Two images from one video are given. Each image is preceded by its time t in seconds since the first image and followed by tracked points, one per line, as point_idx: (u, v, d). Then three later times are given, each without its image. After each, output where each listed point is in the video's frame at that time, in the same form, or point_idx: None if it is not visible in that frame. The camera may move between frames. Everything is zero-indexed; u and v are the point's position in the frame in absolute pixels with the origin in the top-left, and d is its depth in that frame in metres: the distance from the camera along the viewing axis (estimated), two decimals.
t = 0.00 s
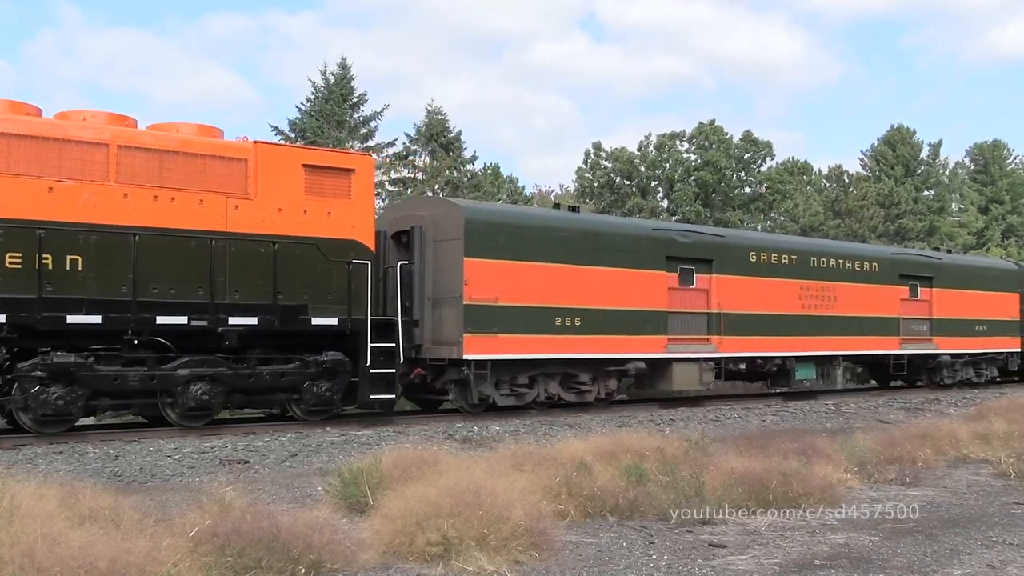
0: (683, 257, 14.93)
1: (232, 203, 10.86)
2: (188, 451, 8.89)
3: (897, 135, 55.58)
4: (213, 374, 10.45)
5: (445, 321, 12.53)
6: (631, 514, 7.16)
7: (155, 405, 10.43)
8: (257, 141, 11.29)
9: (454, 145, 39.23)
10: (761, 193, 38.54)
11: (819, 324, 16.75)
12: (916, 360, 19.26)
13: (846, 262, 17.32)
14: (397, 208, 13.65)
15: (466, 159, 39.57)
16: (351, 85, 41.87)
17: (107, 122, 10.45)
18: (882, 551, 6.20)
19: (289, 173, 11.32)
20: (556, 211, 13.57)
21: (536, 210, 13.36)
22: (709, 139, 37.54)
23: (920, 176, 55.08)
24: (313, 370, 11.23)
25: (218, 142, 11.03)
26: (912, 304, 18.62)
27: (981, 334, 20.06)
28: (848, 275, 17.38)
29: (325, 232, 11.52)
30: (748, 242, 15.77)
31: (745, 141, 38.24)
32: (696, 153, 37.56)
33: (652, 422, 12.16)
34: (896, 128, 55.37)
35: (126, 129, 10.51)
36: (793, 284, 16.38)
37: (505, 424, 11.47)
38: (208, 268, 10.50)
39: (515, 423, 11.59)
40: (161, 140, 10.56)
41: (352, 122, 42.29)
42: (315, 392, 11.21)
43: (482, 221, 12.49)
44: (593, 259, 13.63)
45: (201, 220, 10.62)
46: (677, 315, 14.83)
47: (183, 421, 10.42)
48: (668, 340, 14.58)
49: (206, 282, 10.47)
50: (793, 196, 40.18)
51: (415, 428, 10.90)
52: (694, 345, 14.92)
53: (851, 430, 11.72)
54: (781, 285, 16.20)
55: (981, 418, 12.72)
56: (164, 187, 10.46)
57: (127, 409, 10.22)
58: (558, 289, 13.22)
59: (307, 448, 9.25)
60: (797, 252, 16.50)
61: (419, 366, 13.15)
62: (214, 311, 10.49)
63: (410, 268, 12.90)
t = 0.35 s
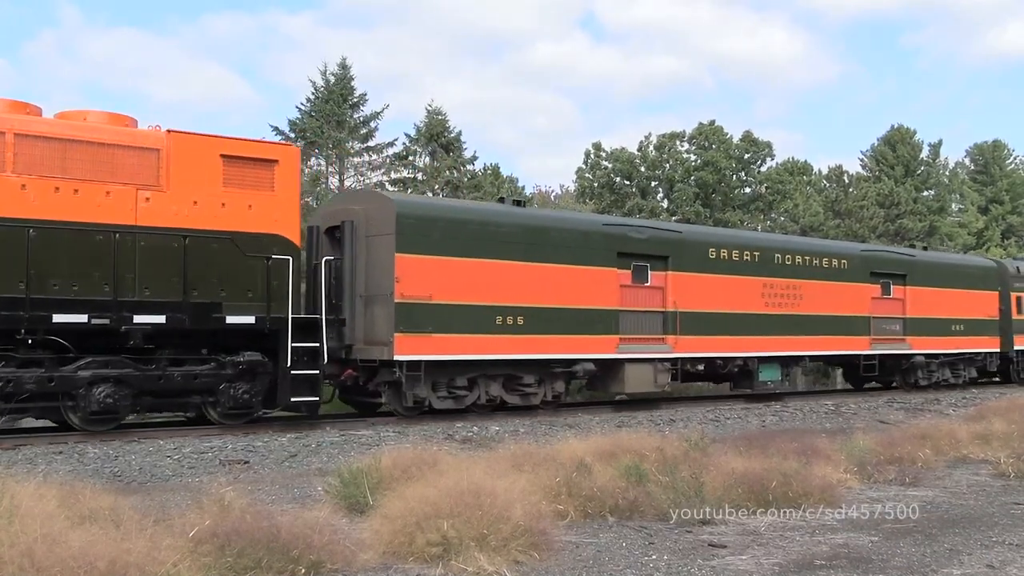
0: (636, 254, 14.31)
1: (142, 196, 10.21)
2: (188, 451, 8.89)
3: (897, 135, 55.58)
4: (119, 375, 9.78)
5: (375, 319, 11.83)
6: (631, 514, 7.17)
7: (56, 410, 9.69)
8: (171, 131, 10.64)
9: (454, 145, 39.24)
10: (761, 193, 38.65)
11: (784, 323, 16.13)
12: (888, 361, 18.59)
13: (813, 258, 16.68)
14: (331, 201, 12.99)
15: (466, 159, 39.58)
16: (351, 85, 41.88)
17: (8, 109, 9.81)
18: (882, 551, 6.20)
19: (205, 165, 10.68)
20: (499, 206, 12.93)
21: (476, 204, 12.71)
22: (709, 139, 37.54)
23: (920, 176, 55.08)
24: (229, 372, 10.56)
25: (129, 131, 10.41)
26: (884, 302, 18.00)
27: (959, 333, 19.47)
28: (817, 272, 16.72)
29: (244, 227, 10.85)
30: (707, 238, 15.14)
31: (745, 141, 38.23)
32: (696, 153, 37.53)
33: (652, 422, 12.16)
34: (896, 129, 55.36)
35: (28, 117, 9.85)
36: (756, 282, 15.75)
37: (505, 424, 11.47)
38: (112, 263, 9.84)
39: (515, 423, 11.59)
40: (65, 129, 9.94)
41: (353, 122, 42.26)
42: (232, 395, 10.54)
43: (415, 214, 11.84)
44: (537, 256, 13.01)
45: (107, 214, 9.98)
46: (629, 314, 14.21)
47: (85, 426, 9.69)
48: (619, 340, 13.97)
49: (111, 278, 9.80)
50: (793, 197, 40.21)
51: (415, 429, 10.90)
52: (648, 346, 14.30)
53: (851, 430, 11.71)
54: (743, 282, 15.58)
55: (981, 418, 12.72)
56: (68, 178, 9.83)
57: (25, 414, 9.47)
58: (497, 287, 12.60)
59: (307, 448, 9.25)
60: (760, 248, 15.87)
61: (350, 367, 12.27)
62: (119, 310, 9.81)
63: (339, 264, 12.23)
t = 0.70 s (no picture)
0: (586, 250, 13.87)
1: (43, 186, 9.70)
2: (188, 451, 8.88)
3: (897, 136, 55.65)
4: (15, 377, 9.19)
5: (300, 318, 11.29)
6: (631, 514, 7.16)
7: None
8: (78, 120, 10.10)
9: (454, 146, 39.25)
10: (761, 193, 38.21)
11: (742, 322, 15.72)
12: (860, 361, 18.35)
13: (776, 255, 16.28)
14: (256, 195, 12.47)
15: (466, 159, 39.58)
16: (351, 85, 41.87)
17: None
18: (882, 551, 6.19)
19: (114, 155, 10.18)
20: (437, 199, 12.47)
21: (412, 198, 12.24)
22: (709, 139, 37.51)
23: (920, 176, 55.10)
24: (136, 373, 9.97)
25: (32, 119, 9.89)
26: (854, 300, 17.73)
27: (933, 333, 19.21)
28: (779, 270, 16.33)
29: (154, 220, 10.31)
30: (662, 233, 14.68)
31: (745, 141, 38.21)
32: (695, 153, 37.53)
33: (652, 422, 12.15)
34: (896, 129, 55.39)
35: None
36: (714, 279, 15.30)
37: (505, 424, 11.47)
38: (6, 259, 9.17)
39: (515, 423, 11.58)
40: None
41: (353, 122, 42.22)
42: (140, 397, 10.00)
43: (343, 208, 11.33)
44: (479, 252, 12.56)
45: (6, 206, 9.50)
46: (578, 313, 13.76)
47: None
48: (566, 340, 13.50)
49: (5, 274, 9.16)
50: (793, 197, 40.23)
51: (415, 429, 10.89)
52: (598, 345, 13.86)
53: (851, 430, 11.71)
54: (700, 279, 15.12)
55: (981, 417, 12.72)
56: None
57: None
58: (433, 283, 12.11)
59: (306, 448, 9.24)
60: (720, 245, 15.44)
61: (273, 369, 11.70)
62: (12, 308, 9.16)
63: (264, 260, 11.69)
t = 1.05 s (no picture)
0: (532, 247, 13.28)
1: None
2: (188, 451, 8.88)
3: (897, 135, 55.63)
4: None
5: (218, 317, 10.70)
6: (631, 514, 7.16)
7: None
8: None
9: (454, 146, 39.28)
10: (761, 193, 38.15)
11: (702, 322, 15.15)
12: (829, 362, 17.78)
13: (738, 252, 15.69)
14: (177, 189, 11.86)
15: (466, 159, 39.60)
16: (351, 85, 41.87)
17: None
18: (882, 551, 6.20)
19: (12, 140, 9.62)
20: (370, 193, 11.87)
21: (341, 190, 11.66)
22: (709, 139, 37.46)
23: (920, 176, 55.04)
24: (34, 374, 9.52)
25: None
26: (822, 299, 17.15)
27: (906, 334, 18.64)
28: (741, 267, 15.72)
29: (54, 211, 9.77)
30: (615, 228, 14.06)
31: (745, 141, 38.18)
32: (696, 153, 37.50)
33: (653, 422, 12.16)
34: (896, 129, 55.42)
35: None
36: (670, 276, 14.72)
37: (505, 424, 11.47)
38: None
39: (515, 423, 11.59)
40: None
41: (353, 122, 42.22)
42: (39, 399, 9.53)
43: (264, 202, 10.76)
44: (414, 249, 11.96)
45: None
46: (522, 312, 13.19)
47: None
48: (509, 339, 12.91)
49: None
50: (793, 198, 40.24)
51: (415, 429, 10.89)
52: (544, 346, 13.29)
53: (851, 430, 11.71)
54: (655, 276, 14.54)
55: (982, 418, 12.72)
56: None
57: None
58: (363, 280, 11.53)
59: (307, 448, 9.25)
60: (678, 241, 14.84)
61: (191, 369, 11.17)
62: None
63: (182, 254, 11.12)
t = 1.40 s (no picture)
0: (471, 241, 12.52)
1: None
2: (188, 451, 8.88)
3: (897, 135, 55.65)
4: None
5: (126, 316, 10.04)
6: (631, 514, 7.16)
7: None
8: None
9: (454, 145, 39.23)
10: (761, 193, 38.17)
11: (660, 321, 14.39)
12: (796, 362, 17.12)
13: (698, 248, 14.90)
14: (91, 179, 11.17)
15: (466, 159, 39.58)
16: (351, 85, 41.83)
17: None
18: (882, 551, 6.20)
19: None
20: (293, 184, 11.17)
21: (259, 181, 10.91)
22: (709, 139, 37.39)
23: (920, 176, 54.97)
24: None
25: None
26: (790, 298, 16.34)
27: (880, 334, 17.86)
28: (701, 264, 14.93)
29: None
30: (561, 223, 13.33)
31: (745, 141, 38.18)
32: (696, 153, 37.44)
33: (653, 422, 12.16)
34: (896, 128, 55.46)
35: None
36: (623, 273, 13.96)
37: (506, 424, 11.47)
38: None
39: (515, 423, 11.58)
40: None
41: (352, 122, 42.19)
42: None
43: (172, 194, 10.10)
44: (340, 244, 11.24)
45: None
46: (462, 310, 12.44)
47: None
48: (445, 339, 12.17)
49: None
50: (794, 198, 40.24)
51: (415, 428, 10.89)
52: (485, 346, 12.55)
53: (851, 430, 11.71)
54: (608, 273, 13.79)
55: (982, 417, 12.72)
56: None
57: None
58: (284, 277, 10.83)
59: (307, 448, 9.25)
60: (631, 237, 14.08)
61: (98, 371, 10.53)
62: None
63: (87, 250, 10.42)
